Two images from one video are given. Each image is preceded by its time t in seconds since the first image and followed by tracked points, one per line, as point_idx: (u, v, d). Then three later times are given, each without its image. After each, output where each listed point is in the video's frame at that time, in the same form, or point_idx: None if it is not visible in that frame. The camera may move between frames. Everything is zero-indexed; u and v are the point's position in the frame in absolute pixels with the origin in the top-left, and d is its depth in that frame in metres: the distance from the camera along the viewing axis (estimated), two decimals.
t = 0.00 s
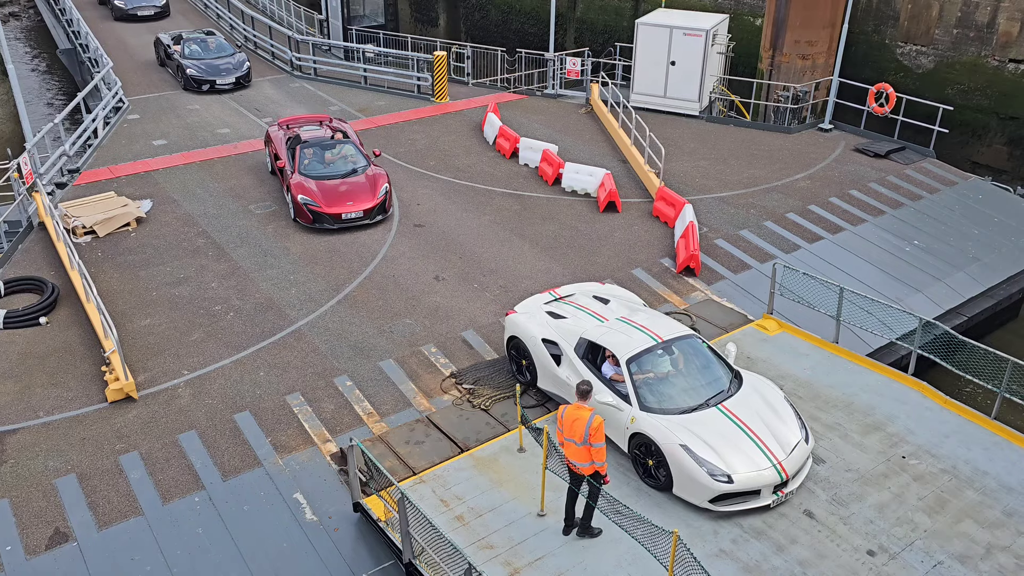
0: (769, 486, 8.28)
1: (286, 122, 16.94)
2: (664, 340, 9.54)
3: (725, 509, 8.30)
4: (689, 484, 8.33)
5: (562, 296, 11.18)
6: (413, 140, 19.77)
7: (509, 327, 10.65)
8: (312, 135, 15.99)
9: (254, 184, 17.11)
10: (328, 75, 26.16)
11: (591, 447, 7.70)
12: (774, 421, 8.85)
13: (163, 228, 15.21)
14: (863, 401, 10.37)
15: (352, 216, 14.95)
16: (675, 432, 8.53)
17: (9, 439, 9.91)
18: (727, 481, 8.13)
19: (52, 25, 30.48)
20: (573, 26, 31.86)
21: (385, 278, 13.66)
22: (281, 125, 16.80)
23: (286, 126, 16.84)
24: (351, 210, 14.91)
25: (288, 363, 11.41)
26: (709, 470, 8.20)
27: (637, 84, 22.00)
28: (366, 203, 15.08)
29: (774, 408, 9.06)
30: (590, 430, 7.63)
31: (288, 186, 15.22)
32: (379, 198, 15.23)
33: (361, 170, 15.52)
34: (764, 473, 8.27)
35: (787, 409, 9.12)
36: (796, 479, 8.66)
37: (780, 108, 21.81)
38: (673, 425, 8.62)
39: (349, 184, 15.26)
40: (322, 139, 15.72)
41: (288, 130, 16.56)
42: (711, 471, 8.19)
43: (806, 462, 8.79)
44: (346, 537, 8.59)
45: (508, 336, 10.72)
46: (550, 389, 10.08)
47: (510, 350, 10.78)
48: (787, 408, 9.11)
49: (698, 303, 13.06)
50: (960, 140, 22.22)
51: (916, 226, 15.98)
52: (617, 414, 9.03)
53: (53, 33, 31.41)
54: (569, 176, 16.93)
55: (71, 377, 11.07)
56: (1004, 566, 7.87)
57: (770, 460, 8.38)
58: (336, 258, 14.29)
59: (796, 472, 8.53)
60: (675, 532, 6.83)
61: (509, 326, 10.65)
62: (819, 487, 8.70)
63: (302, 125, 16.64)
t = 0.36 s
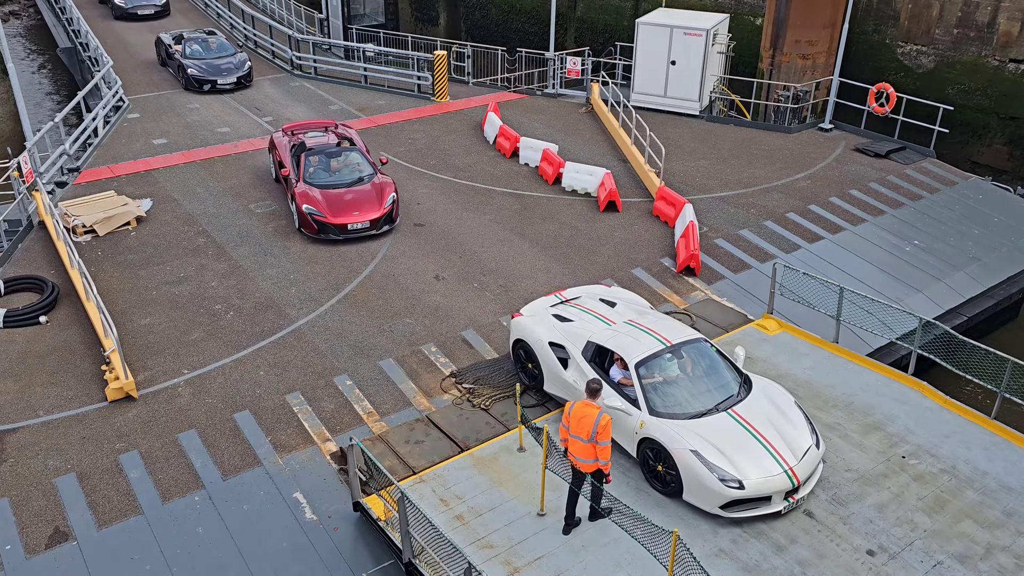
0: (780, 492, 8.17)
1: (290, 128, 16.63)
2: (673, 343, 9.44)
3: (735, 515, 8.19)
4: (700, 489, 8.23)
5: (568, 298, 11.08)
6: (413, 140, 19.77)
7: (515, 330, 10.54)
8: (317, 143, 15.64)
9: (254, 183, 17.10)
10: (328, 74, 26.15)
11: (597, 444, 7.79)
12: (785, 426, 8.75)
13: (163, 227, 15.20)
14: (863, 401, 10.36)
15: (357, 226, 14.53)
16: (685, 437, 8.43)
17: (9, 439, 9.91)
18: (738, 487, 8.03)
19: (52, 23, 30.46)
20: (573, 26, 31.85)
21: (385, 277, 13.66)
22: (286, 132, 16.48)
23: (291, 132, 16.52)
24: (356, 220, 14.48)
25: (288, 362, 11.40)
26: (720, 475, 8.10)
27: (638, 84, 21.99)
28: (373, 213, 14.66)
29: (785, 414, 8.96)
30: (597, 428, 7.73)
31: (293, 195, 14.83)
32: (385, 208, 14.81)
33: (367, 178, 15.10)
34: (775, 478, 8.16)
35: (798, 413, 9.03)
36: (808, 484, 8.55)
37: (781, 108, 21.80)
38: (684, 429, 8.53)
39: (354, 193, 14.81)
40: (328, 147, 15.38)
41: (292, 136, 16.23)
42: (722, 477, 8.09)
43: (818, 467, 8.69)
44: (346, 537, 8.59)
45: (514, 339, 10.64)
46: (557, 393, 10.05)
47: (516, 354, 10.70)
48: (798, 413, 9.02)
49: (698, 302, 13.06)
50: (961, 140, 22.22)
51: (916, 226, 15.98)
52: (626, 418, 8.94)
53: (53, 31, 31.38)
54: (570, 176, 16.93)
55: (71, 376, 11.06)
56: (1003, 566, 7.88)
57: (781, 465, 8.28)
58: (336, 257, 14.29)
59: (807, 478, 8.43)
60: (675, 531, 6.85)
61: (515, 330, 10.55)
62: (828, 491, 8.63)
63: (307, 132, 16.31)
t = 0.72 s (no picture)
0: (792, 499, 8.08)
1: (295, 135, 16.38)
2: (681, 348, 9.36)
3: (747, 522, 8.09)
4: (711, 497, 8.13)
5: (574, 303, 10.99)
6: (414, 140, 19.77)
7: (521, 336, 10.45)
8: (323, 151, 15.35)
9: (255, 183, 17.11)
10: (329, 75, 26.12)
11: (609, 440, 7.97)
12: (796, 432, 8.68)
13: (164, 227, 15.21)
14: (863, 401, 10.37)
15: (363, 236, 14.20)
16: (696, 443, 8.35)
17: (10, 439, 9.91)
18: (750, 495, 7.93)
19: (53, 24, 30.48)
20: (574, 26, 31.85)
21: (386, 277, 13.66)
22: (289, 137, 16.20)
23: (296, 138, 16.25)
24: (362, 229, 14.17)
25: (289, 363, 11.40)
26: (732, 483, 8.00)
27: (639, 84, 21.99)
28: (379, 222, 14.34)
29: (796, 420, 8.89)
30: (611, 424, 7.89)
31: (297, 204, 14.55)
32: (392, 217, 14.49)
33: (373, 187, 14.81)
34: (787, 485, 8.07)
35: (809, 420, 8.95)
36: (820, 491, 8.46)
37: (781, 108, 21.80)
38: (694, 436, 8.44)
39: (359, 201, 14.52)
40: (333, 155, 15.14)
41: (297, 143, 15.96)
42: (734, 484, 7.99)
43: (829, 473, 8.61)
44: (346, 537, 8.59)
45: (520, 345, 10.55)
46: (565, 399, 9.97)
47: (523, 359, 10.60)
48: (809, 420, 8.94)
49: (698, 303, 13.07)
50: (961, 141, 22.21)
51: (917, 227, 15.98)
52: (636, 425, 8.85)
53: (53, 31, 31.38)
54: (571, 176, 16.92)
55: (72, 376, 11.07)
56: (1004, 567, 7.87)
57: (793, 472, 8.19)
58: (336, 257, 14.29)
59: (819, 484, 8.33)
60: (675, 531, 6.86)
61: (522, 335, 10.46)
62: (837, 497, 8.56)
63: (312, 138, 16.05)
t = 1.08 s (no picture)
0: (814, 512, 7.91)
1: (300, 141, 16.08)
2: (698, 357, 9.17)
3: (769, 536, 7.94)
4: (732, 510, 7.97)
5: (586, 312, 10.83)
6: (416, 141, 19.78)
7: (533, 345, 10.26)
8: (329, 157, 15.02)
9: (256, 184, 17.12)
10: (331, 76, 26.12)
11: (611, 433, 8.04)
12: (816, 442, 8.51)
13: (165, 228, 15.22)
14: (865, 402, 10.36)
15: (370, 246, 13.88)
16: (715, 456, 8.18)
17: (12, 439, 9.92)
18: (772, 508, 7.77)
19: (55, 25, 30.51)
20: (575, 27, 31.87)
21: (387, 278, 13.67)
22: (294, 144, 15.88)
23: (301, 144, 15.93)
24: (369, 238, 13.86)
25: (290, 363, 11.41)
26: (753, 496, 7.84)
27: (640, 85, 21.99)
28: (386, 232, 14.03)
29: (815, 429, 8.72)
30: (612, 416, 7.94)
31: (302, 212, 14.21)
32: (399, 226, 14.19)
33: (379, 195, 14.46)
34: (809, 497, 7.90)
35: (829, 430, 8.77)
36: (842, 503, 8.29)
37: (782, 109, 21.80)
38: (713, 448, 8.27)
39: (365, 210, 14.18)
40: (339, 162, 14.78)
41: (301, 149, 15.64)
42: (755, 497, 7.83)
43: (851, 484, 8.44)
44: (347, 538, 8.59)
45: (532, 355, 10.36)
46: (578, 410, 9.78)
47: (535, 369, 10.42)
48: (829, 430, 8.77)
49: (700, 303, 13.08)
50: (963, 141, 22.18)
51: (918, 228, 15.96)
52: (652, 436, 8.68)
53: (55, 33, 31.41)
54: (572, 177, 16.92)
55: (73, 377, 11.08)
56: (1005, 568, 7.87)
57: (815, 483, 8.02)
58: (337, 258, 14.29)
59: (841, 496, 8.17)
60: (676, 533, 6.86)
61: (533, 344, 10.27)
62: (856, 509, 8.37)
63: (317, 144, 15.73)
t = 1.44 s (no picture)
0: (842, 528, 7.69)
1: (304, 146, 15.83)
2: (718, 369, 8.90)
3: (796, 553, 7.71)
4: (758, 527, 7.74)
5: (599, 323, 10.52)
6: (416, 141, 19.79)
7: (546, 357, 9.96)
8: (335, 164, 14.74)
9: (257, 184, 17.14)
10: (332, 76, 26.13)
11: (608, 424, 8.06)
12: (841, 456, 8.28)
13: (166, 229, 15.23)
14: (866, 402, 10.36)
15: (378, 255, 13.61)
16: (739, 471, 7.95)
17: (13, 440, 9.93)
18: (800, 525, 7.55)
19: (56, 26, 30.55)
20: (576, 28, 31.91)
21: (388, 279, 13.68)
22: (299, 151, 15.61)
23: (305, 149, 15.67)
24: (377, 248, 13.58)
25: (291, 364, 11.42)
26: (780, 512, 7.62)
27: (641, 85, 22.00)
28: (394, 241, 13.75)
29: (838, 441, 8.50)
30: (605, 406, 7.95)
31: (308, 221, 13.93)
32: (407, 234, 13.90)
33: (386, 203, 14.19)
34: (837, 514, 7.67)
35: (854, 442, 8.55)
36: (869, 519, 8.07)
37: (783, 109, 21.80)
38: (738, 463, 8.02)
39: (372, 218, 13.90)
40: (344, 169, 14.50)
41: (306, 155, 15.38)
42: (782, 513, 7.61)
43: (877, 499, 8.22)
44: (348, 538, 8.59)
45: (546, 367, 10.03)
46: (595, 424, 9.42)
47: (549, 383, 10.10)
48: (854, 442, 8.55)
49: (701, 304, 13.08)
50: (964, 142, 22.16)
51: (919, 228, 15.95)
52: (674, 451, 8.43)
53: (56, 34, 31.42)
54: (573, 177, 16.93)
55: (74, 378, 11.09)
56: (1007, 569, 7.86)
57: (841, 498, 7.81)
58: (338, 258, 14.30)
59: (869, 511, 7.95)
60: (676, 534, 6.86)
61: (547, 357, 9.96)
62: (875, 521, 8.22)
63: (321, 150, 15.46)
